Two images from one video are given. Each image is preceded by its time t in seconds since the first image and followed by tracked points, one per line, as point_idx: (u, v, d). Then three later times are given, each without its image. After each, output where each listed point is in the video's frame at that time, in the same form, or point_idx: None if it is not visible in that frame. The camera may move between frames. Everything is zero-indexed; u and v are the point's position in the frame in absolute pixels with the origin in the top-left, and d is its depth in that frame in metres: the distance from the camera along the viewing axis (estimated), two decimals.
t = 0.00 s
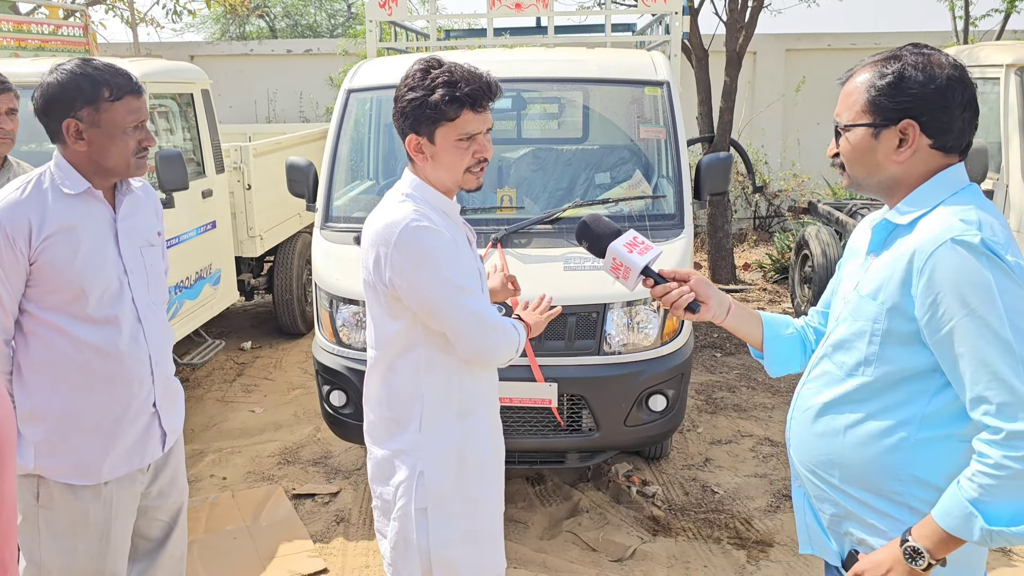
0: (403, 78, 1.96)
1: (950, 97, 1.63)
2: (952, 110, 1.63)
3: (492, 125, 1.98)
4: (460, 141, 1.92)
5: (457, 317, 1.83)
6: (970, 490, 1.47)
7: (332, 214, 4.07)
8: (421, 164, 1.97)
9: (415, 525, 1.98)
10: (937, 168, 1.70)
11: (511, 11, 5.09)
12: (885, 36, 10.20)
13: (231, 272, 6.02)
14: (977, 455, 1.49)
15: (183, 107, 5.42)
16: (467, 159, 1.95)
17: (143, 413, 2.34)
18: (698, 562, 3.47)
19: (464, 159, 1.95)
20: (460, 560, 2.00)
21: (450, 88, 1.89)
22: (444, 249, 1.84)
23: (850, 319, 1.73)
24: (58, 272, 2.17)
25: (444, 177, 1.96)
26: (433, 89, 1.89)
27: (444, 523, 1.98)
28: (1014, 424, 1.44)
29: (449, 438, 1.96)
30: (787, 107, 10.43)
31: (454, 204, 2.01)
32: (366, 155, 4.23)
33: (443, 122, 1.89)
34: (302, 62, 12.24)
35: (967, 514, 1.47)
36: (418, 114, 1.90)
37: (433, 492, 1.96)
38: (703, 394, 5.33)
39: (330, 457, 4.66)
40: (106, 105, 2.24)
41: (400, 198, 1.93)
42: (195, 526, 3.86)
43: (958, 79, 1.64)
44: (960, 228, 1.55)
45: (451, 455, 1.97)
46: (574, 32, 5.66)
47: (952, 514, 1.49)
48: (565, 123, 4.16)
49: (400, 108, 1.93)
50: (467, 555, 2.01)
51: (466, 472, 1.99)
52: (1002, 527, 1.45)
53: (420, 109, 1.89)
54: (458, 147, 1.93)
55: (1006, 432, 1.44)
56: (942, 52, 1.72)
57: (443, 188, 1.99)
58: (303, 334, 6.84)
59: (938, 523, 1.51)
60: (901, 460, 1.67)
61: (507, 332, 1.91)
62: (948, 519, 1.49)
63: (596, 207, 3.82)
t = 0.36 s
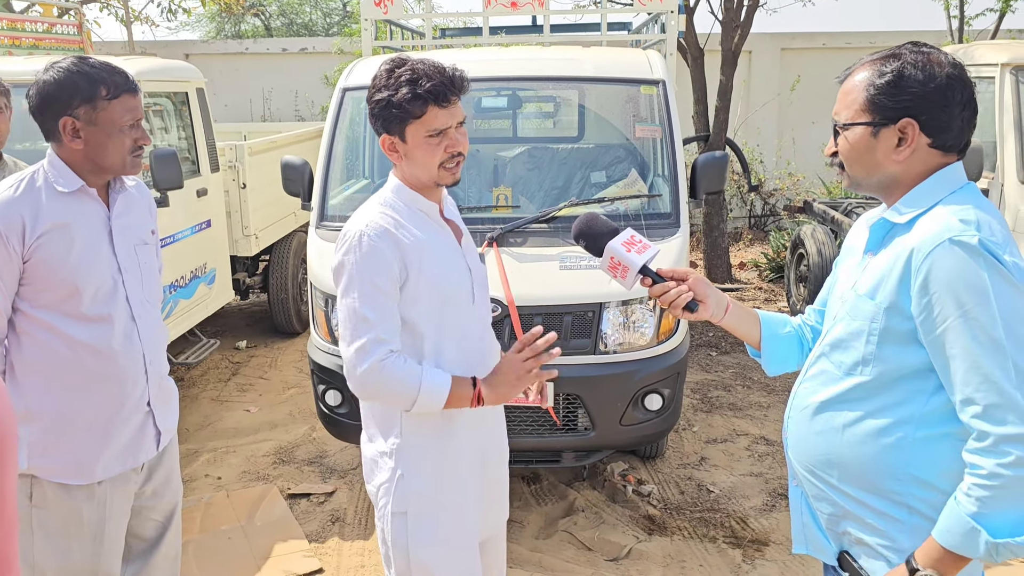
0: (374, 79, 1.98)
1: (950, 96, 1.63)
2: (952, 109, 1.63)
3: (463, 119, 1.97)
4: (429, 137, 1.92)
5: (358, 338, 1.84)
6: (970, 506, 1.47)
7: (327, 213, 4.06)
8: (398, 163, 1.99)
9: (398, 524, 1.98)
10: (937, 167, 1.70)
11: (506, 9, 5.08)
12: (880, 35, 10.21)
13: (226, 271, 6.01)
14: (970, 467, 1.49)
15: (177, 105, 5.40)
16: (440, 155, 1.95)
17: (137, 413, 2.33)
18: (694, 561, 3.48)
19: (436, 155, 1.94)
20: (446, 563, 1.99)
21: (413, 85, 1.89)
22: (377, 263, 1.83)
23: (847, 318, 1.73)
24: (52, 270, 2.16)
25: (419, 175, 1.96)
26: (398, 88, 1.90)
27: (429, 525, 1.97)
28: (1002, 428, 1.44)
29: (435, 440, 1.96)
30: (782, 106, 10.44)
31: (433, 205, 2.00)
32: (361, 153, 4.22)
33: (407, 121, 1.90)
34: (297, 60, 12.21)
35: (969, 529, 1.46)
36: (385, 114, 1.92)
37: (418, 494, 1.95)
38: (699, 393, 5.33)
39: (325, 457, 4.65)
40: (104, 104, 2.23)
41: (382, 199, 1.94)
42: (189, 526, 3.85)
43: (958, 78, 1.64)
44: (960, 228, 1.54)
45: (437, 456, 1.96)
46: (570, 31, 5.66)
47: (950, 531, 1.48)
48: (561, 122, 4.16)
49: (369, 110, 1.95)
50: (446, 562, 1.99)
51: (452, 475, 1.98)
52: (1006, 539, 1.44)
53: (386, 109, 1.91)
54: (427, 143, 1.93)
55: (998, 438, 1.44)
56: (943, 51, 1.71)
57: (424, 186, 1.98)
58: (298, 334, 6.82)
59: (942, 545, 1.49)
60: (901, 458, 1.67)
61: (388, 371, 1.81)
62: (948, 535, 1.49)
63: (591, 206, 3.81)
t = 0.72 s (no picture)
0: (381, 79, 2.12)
1: (910, 100, 1.62)
2: (912, 114, 1.63)
3: (445, 113, 2.00)
4: (406, 128, 1.99)
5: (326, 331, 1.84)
6: (884, 488, 1.54)
7: (323, 211, 4.07)
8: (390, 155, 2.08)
9: (373, 519, 1.99)
10: (915, 168, 1.69)
11: (503, 7, 5.07)
12: (877, 34, 10.22)
13: (222, 269, 6.00)
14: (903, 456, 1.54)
15: (173, 103, 5.39)
16: (412, 146, 1.98)
17: (130, 412, 2.33)
18: (690, 559, 3.48)
19: (410, 146, 1.98)
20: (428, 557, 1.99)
21: (396, 75, 1.99)
22: (355, 258, 1.83)
23: (838, 317, 1.74)
24: (45, 268, 2.15)
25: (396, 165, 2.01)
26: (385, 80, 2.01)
27: (404, 518, 1.97)
28: (935, 426, 1.49)
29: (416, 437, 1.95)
30: (779, 104, 10.45)
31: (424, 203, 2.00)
32: (358, 151, 4.21)
33: (390, 109, 2.00)
34: (294, 58, 12.19)
35: (873, 509, 1.55)
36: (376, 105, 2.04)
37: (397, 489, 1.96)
38: (695, 391, 5.34)
39: (321, 455, 4.65)
40: (98, 103, 2.22)
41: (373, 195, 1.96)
42: (185, 525, 3.84)
43: (923, 83, 1.62)
44: (942, 231, 1.55)
45: (411, 454, 1.96)
46: (567, 29, 5.65)
47: (856, 507, 1.57)
48: (558, 120, 4.16)
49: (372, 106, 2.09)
50: (425, 560, 1.99)
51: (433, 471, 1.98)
52: (901, 526, 1.54)
53: (376, 100, 2.03)
54: (404, 131, 1.99)
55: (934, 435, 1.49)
56: (920, 49, 1.70)
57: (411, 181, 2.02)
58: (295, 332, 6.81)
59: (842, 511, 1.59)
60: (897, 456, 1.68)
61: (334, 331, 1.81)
62: (852, 508, 1.58)
63: (588, 204, 3.82)
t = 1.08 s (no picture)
0: (376, 77, 2.01)
1: (903, 101, 1.62)
2: (906, 114, 1.63)
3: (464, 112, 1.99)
4: (431, 129, 1.94)
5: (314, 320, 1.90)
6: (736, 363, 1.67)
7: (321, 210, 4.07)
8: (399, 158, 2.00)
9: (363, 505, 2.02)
10: (909, 168, 1.70)
11: (501, 6, 5.06)
12: (874, 33, 10.22)
13: (220, 267, 5.99)
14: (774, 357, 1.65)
15: (170, 101, 5.37)
16: (441, 147, 1.96)
17: (126, 410, 2.32)
18: (688, 558, 3.48)
19: (437, 147, 1.96)
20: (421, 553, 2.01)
21: (416, 77, 1.92)
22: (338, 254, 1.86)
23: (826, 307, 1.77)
24: (41, 265, 2.14)
25: (420, 168, 1.97)
26: (401, 80, 1.93)
27: (394, 521, 2.00)
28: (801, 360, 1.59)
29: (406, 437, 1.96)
30: (777, 103, 10.44)
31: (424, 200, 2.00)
32: (355, 149, 4.21)
33: (410, 111, 1.93)
34: (292, 56, 12.17)
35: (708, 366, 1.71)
36: (387, 107, 1.95)
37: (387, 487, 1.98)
38: (693, 390, 5.34)
39: (319, 454, 4.64)
40: (88, 100, 2.21)
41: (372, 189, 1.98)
42: (182, 524, 3.84)
43: (921, 83, 1.61)
44: (912, 224, 1.58)
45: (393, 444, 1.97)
46: (564, 27, 5.64)
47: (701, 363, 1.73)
48: (556, 118, 4.16)
49: (374, 106, 1.99)
50: (406, 550, 2.01)
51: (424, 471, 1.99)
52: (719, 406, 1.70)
53: (389, 102, 1.93)
54: (431, 134, 1.95)
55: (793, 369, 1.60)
56: (912, 48, 1.69)
57: (419, 182, 2.00)
58: (292, 331, 6.81)
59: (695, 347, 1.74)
60: (876, 447, 1.70)
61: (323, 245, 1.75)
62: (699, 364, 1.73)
63: (586, 203, 3.81)
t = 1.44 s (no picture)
0: (377, 78, 1.94)
1: (908, 102, 1.62)
2: (910, 115, 1.63)
3: (469, 118, 1.99)
4: (440, 137, 1.93)
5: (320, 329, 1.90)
6: (741, 350, 1.66)
7: (319, 209, 4.07)
8: (403, 164, 1.97)
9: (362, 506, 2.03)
10: (909, 167, 1.70)
11: (499, 6, 5.06)
12: (871, 34, 10.24)
13: (217, 267, 5.98)
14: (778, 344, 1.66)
15: (168, 100, 5.37)
16: (449, 153, 1.96)
17: (121, 410, 2.32)
18: (686, 558, 3.48)
19: (445, 154, 1.95)
20: (421, 553, 2.00)
21: (426, 87, 1.88)
22: (346, 260, 1.88)
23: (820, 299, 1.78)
24: (36, 265, 2.14)
25: (426, 173, 1.96)
26: (409, 89, 1.89)
27: (391, 521, 1.99)
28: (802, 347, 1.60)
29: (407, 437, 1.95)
30: (774, 104, 10.46)
31: (418, 205, 1.99)
32: (354, 149, 4.20)
33: (421, 120, 1.90)
34: (289, 56, 12.16)
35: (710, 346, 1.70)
36: (395, 115, 1.90)
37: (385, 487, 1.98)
38: (690, 390, 5.35)
39: (316, 453, 4.64)
40: (69, 100, 2.19)
41: (364, 197, 1.96)
42: (180, 524, 3.83)
43: (923, 84, 1.62)
44: (911, 223, 1.59)
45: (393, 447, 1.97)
46: (562, 27, 5.65)
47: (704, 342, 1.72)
48: (553, 119, 4.13)
49: (376, 111, 1.93)
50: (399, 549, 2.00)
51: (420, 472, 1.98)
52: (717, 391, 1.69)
53: (397, 110, 1.89)
54: (440, 143, 1.93)
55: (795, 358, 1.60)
56: (914, 51, 1.69)
57: (419, 185, 1.99)
58: (290, 331, 6.80)
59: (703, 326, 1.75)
60: (861, 437, 1.70)
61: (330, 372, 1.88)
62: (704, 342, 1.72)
63: (584, 203, 3.82)
